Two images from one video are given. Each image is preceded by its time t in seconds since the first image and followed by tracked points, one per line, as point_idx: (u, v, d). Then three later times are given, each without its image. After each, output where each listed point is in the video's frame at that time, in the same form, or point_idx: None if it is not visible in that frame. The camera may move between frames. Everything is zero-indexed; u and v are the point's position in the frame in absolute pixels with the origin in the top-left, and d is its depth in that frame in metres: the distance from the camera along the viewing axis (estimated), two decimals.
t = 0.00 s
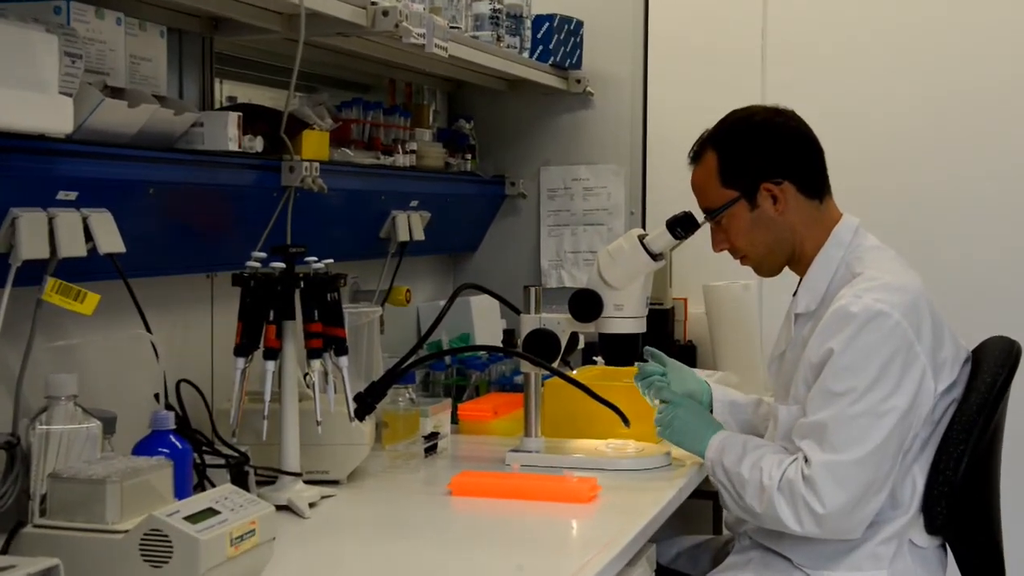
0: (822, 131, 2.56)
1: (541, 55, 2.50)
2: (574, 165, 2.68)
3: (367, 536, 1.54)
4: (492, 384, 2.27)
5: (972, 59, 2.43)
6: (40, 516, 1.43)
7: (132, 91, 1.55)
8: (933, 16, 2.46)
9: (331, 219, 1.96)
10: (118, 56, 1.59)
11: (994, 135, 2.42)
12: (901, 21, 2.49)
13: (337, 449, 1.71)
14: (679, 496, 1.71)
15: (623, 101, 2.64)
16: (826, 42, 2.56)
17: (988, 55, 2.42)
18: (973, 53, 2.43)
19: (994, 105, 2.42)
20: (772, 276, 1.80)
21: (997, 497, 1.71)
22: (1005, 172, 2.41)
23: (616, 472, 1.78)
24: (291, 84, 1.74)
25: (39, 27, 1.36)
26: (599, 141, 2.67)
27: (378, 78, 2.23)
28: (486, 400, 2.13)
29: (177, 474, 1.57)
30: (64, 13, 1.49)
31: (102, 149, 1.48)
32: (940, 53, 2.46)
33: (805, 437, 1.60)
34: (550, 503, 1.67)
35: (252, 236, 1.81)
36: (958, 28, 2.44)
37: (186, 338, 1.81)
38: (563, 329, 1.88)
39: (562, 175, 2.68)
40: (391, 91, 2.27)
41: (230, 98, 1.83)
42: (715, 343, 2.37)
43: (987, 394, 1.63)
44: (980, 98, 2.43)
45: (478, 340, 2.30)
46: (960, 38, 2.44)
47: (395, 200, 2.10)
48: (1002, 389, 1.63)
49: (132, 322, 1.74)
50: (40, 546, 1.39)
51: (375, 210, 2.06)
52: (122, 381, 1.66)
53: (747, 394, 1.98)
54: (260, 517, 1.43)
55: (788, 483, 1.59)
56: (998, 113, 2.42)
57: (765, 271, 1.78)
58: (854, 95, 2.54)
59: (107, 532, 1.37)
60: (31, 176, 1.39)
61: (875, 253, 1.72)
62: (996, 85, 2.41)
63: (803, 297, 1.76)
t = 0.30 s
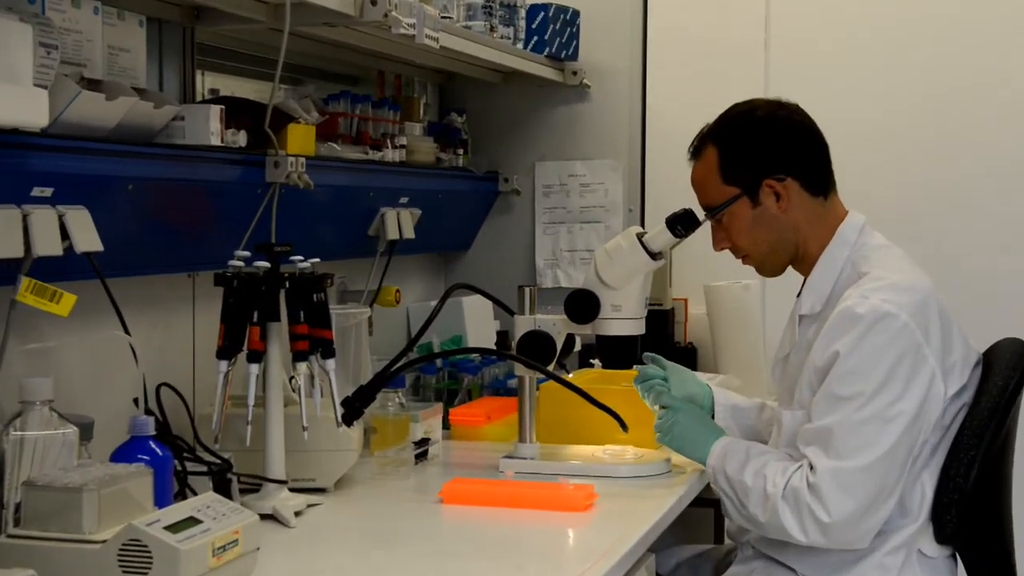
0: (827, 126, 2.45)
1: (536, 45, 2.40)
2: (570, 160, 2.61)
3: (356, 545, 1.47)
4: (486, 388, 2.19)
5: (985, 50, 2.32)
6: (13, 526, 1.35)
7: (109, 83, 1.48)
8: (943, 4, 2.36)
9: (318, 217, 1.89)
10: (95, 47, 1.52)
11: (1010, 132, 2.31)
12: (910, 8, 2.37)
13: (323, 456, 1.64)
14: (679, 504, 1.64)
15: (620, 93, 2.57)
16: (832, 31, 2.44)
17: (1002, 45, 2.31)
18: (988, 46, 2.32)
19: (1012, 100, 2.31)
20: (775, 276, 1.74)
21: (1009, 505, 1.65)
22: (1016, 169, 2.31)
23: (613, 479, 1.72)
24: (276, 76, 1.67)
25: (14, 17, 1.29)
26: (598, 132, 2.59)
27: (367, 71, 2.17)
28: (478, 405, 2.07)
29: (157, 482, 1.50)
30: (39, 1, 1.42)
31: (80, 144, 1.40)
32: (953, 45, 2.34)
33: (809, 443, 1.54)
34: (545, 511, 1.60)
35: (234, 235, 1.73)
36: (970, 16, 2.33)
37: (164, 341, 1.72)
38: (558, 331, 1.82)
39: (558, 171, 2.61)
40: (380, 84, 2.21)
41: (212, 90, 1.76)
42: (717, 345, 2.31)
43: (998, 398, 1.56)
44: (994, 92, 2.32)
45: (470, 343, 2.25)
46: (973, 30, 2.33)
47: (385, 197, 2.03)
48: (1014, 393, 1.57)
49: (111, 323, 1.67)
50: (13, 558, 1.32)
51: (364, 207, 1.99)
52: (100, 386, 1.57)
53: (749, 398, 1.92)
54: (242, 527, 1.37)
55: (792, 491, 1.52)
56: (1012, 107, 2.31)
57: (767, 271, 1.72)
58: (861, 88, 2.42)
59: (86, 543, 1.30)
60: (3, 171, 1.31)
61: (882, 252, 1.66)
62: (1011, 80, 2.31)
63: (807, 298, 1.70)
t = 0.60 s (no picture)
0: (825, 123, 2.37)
1: (525, 39, 2.31)
2: (560, 156, 2.52)
3: (338, 551, 1.42)
4: (473, 391, 2.15)
5: (988, 47, 2.24)
6: None
7: (85, 77, 1.44)
8: None
9: (301, 215, 1.84)
10: (71, 40, 1.47)
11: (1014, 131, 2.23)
12: None
13: (305, 461, 1.60)
14: (672, 510, 1.60)
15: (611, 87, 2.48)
16: (829, 25, 2.36)
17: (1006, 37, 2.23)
18: (991, 42, 2.24)
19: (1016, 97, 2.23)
20: (768, 276, 1.70)
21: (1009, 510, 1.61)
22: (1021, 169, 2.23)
23: (604, 484, 1.68)
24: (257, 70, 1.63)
25: None
26: (590, 128, 2.50)
27: (351, 64, 2.12)
28: (466, 407, 2.02)
29: (134, 489, 1.45)
30: None
31: (55, 140, 1.36)
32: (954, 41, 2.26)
33: (805, 448, 1.50)
34: (535, 516, 1.56)
35: (214, 234, 1.68)
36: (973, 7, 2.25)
37: (142, 343, 1.67)
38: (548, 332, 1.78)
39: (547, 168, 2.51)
40: (364, 79, 2.16)
41: (192, 84, 1.71)
42: (710, 346, 2.26)
43: (998, 400, 1.52)
44: (998, 89, 2.24)
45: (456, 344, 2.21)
46: (975, 26, 2.25)
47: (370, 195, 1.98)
48: (1014, 396, 1.53)
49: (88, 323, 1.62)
50: None
51: (348, 205, 1.95)
52: (75, 390, 1.52)
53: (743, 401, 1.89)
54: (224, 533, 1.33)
55: (788, 498, 1.49)
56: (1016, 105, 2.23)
57: (761, 271, 1.68)
58: (859, 84, 2.34)
59: (62, 551, 1.26)
60: None
61: (879, 251, 1.62)
62: (1016, 77, 2.22)
63: (803, 299, 1.66)
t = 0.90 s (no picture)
0: (823, 120, 2.31)
1: (514, 31, 2.24)
2: (550, 152, 2.45)
3: (321, 560, 1.37)
4: (460, 395, 2.09)
5: (988, 43, 2.20)
6: None
7: (59, 70, 1.38)
8: None
9: (282, 214, 1.79)
10: (44, 32, 1.42)
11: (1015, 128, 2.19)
12: None
13: (287, 467, 1.55)
14: (666, 517, 1.56)
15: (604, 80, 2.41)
16: (827, 19, 2.30)
17: (1006, 29, 2.19)
18: (992, 38, 2.20)
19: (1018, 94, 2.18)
20: (764, 277, 1.65)
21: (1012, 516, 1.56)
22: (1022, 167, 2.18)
23: (595, 490, 1.63)
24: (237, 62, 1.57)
25: None
26: (581, 124, 2.43)
27: (334, 57, 2.07)
28: (453, 410, 1.97)
29: (110, 496, 1.40)
30: None
31: (26, 136, 1.30)
32: (954, 37, 2.22)
33: (801, 453, 1.45)
34: (525, 524, 1.51)
35: (192, 232, 1.63)
36: None
37: (117, 346, 1.62)
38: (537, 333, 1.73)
39: (537, 164, 2.45)
40: (348, 72, 2.11)
41: (169, 78, 1.66)
42: (705, 348, 2.22)
43: (1000, 403, 1.48)
44: (999, 86, 2.20)
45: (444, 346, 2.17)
46: (976, 22, 2.20)
47: (354, 191, 1.93)
48: (1017, 398, 1.48)
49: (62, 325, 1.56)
50: None
51: (331, 202, 1.90)
52: (48, 394, 1.46)
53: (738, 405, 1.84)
54: (201, 542, 1.29)
55: (784, 504, 1.44)
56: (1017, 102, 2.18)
57: (758, 272, 1.63)
58: (857, 80, 2.29)
59: (34, 561, 1.22)
60: None
61: (878, 250, 1.57)
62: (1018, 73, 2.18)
63: (799, 300, 1.61)
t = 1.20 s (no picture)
0: (818, 116, 2.27)
1: (502, 24, 2.18)
2: (539, 149, 2.39)
3: (301, 569, 1.32)
4: (446, 398, 2.05)
5: (986, 37, 2.16)
6: None
7: (31, 63, 1.33)
8: None
9: (262, 212, 1.74)
10: (16, 24, 1.36)
11: (1014, 124, 2.15)
12: None
13: (267, 473, 1.50)
14: (658, 524, 1.51)
15: (595, 75, 2.35)
16: (823, 14, 2.26)
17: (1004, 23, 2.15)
18: (991, 32, 2.15)
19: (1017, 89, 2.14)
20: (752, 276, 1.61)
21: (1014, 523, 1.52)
22: (1022, 164, 2.14)
23: (584, 496, 1.59)
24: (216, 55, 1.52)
25: None
26: (572, 118, 2.37)
27: (315, 48, 2.01)
28: (438, 414, 1.92)
29: (83, 503, 1.35)
30: None
31: None
32: (952, 31, 2.18)
33: (798, 458, 1.41)
34: (513, 532, 1.46)
35: (169, 230, 1.58)
36: None
37: (91, 348, 1.57)
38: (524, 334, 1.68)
39: (526, 161, 2.38)
40: (330, 65, 2.06)
41: (146, 71, 1.61)
42: (698, 349, 2.17)
43: (1001, 407, 1.43)
44: (998, 81, 2.15)
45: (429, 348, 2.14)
46: (974, 15, 2.16)
47: (337, 188, 1.89)
48: (1018, 402, 1.44)
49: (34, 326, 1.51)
50: None
51: (313, 199, 1.85)
52: (19, 398, 1.41)
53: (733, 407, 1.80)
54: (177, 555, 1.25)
55: (781, 511, 1.40)
56: (1017, 97, 2.14)
57: (745, 270, 1.58)
58: (852, 75, 2.25)
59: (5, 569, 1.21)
60: None
61: (876, 250, 1.53)
62: (1017, 68, 2.14)
63: (794, 301, 1.57)
